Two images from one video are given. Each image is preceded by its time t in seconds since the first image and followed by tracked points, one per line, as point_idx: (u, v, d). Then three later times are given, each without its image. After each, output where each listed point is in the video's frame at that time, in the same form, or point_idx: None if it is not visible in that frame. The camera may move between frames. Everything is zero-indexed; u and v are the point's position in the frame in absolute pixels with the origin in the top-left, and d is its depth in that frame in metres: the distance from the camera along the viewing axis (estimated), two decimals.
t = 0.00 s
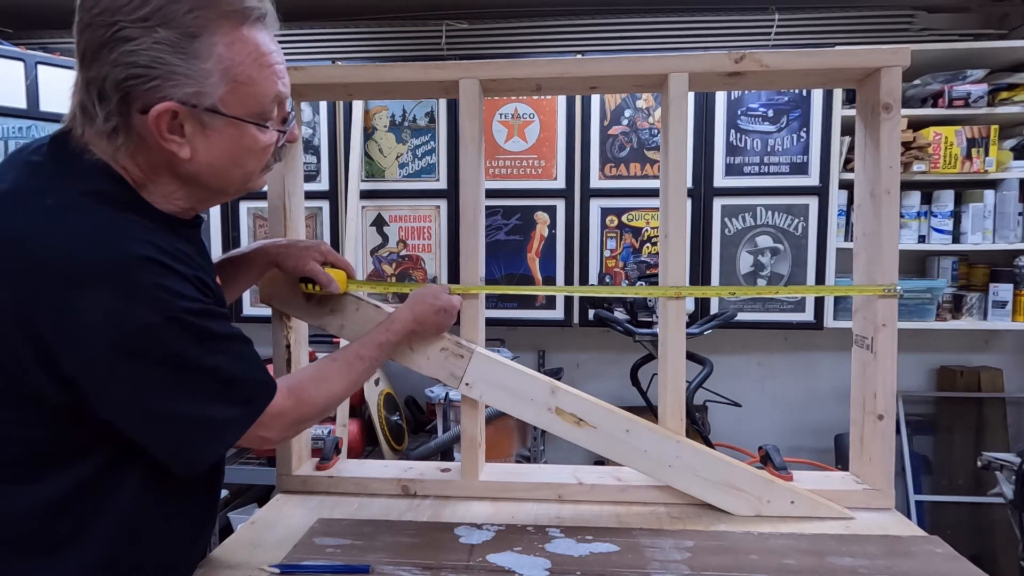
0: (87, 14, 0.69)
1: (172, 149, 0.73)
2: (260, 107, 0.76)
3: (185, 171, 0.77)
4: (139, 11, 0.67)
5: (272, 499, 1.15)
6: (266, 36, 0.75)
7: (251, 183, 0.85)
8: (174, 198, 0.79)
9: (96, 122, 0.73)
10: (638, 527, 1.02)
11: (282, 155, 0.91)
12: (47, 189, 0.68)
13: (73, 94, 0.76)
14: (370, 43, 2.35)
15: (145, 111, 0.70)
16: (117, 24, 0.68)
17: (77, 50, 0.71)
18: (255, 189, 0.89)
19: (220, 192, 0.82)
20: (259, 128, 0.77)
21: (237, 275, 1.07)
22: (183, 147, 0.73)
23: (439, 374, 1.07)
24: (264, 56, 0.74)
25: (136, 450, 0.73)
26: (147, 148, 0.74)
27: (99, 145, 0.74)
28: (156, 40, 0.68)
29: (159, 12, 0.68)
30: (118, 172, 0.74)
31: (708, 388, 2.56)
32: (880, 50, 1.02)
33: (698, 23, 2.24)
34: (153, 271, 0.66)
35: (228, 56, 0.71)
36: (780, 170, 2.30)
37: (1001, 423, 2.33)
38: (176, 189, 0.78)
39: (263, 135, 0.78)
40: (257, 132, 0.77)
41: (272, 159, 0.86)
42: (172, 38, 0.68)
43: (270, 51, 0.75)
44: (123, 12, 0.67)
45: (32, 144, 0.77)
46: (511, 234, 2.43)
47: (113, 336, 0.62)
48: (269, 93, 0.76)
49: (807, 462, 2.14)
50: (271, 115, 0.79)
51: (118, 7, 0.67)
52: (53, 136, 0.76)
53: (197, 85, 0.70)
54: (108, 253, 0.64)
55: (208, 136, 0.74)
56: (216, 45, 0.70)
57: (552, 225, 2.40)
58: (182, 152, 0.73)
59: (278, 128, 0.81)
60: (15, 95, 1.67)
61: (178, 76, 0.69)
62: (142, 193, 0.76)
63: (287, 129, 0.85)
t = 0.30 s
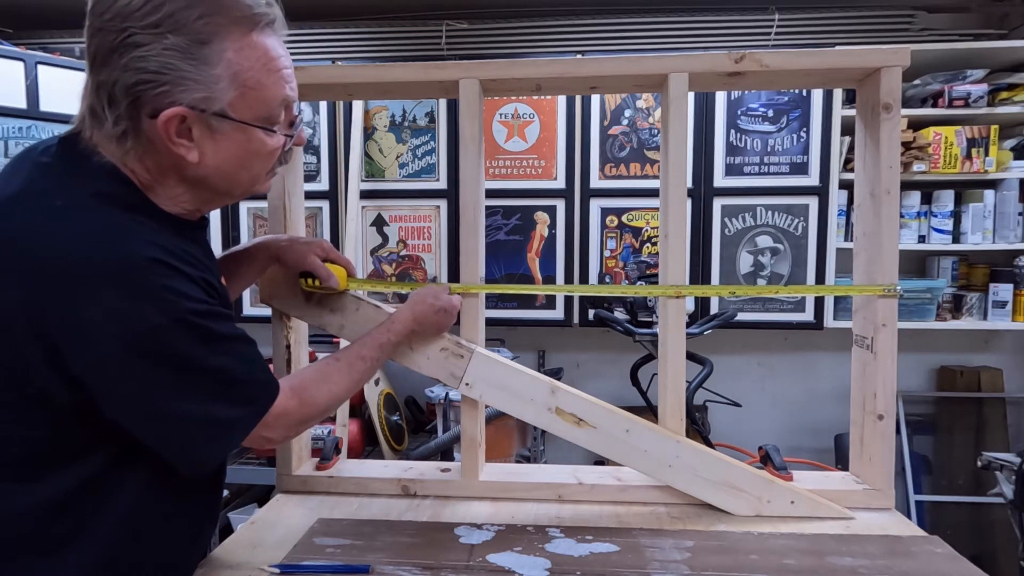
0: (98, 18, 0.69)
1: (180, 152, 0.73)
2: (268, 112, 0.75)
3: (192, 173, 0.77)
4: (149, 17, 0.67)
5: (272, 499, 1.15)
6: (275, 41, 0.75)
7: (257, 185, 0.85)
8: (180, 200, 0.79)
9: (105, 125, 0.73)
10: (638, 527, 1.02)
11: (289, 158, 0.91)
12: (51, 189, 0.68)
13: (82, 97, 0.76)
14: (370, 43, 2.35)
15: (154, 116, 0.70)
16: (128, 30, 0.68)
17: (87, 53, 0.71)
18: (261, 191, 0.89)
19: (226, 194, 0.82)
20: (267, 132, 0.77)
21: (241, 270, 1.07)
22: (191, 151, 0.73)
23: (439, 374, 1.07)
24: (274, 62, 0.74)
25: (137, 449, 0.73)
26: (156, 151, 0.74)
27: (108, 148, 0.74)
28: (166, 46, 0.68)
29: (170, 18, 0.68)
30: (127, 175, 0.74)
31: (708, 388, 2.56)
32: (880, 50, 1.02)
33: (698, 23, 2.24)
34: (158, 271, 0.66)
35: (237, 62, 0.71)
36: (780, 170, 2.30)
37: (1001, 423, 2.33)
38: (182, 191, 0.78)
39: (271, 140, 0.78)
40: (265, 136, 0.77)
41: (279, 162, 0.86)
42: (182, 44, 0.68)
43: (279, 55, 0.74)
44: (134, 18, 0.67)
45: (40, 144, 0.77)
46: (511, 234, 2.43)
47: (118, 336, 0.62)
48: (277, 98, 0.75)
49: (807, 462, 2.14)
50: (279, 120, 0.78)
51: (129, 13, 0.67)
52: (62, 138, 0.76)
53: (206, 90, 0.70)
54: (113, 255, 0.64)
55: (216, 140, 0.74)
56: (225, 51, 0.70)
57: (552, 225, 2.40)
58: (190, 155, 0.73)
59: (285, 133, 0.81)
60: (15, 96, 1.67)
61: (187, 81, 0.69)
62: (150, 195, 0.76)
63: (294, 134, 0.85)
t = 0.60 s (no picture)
0: (103, 24, 0.68)
1: (186, 157, 0.73)
2: (273, 117, 0.76)
3: (197, 177, 0.77)
4: (155, 24, 0.67)
5: (272, 499, 1.15)
6: (280, 45, 0.75)
7: (262, 188, 0.86)
8: (185, 203, 0.79)
9: (110, 129, 0.73)
10: (638, 527, 1.02)
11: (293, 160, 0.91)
12: (55, 191, 0.68)
13: (87, 100, 0.75)
14: (370, 43, 2.35)
15: (160, 121, 0.70)
16: (133, 37, 0.67)
17: (92, 58, 0.71)
18: (264, 194, 0.90)
19: (231, 197, 0.83)
20: (271, 136, 0.77)
21: (241, 270, 1.06)
22: (197, 156, 0.73)
23: (439, 374, 1.07)
24: (279, 68, 0.74)
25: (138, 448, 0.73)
26: (162, 156, 0.74)
27: (114, 152, 0.74)
28: (172, 54, 0.67)
29: (176, 25, 0.67)
30: (133, 179, 0.74)
31: (708, 388, 2.56)
32: (880, 50, 1.02)
33: (698, 23, 2.24)
34: (162, 273, 0.66)
35: (242, 68, 0.71)
36: (780, 170, 2.30)
37: (1001, 423, 2.33)
38: (188, 195, 0.79)
39: (275, 144, 0.78)
40: (269, 141, 0.77)
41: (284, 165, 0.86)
42: (187, 52, 0.68)
43: (284, 60, 0.75)
44: (139, 25, 0.67)
45: (45, 146, 0.77)
46: (511, 234, 2.43)
47: (122, 337, 0.62)
48: (282, 103, 0.76)
49: (807, 462, 2.14)
50: (284, 124, 0.79)
51: (135, 20, 0.67)
52: (66, 141, 0.76)
53: (212, 97, 0.70)
54: (117, 256, 0.64)
55: (222, 145, 0.74)
56: (231, 57, 0.70)
57: (552, 225, 2.40)
58: (195, 160, 0.73)
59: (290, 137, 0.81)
60: (15, 96, 1.67)
61: (193, 88, 0.68)
62: (156, 199, 0.76)
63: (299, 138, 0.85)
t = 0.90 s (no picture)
0: (105, 26, 0.68)
1: (187, 160, 0.73)
2: (274, 120, 0.76)
3: (199, 180, 0.77)
4: (157, 28, 0.67)
5: (272, 499, 1.15)
6: (282, 49, 0.75)
7: (264, 190, 0.86)
8: (187, 205, 0.79)
9: (112, 131, 0.73)
10: (638, 527, 1.02)
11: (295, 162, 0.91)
12: (57, 191, 0.68)
13: (89, 101, 0.75)
14: (370, 43, 2.35)
15: (161, 124, 0.70)
16: (135, 40, 0.67)
17: (95, 60, 0.70)
18: (266, 195, 0.90)
19: (232, 198, 0.83)
20: (273, 140, 0.77)
21: (241, 270, 1.06)
22: (198, 159, 0.73)
23: (439, 374, 1.07)
24: (280, 71, 0.74)
25: (139, 448, 0.72)
26: (163, 159, 0.74)
27: (115, 154, 0.73)
28: (174, 58, 0.67)
29: (178, 29, 0.67)
30: (135, 181, 0.74)
31: (708, 388, 2.56)
32: (880, 50, 1.02)
33: (698, 23, 2.23)
34: (165, 273, 0.66)
35: (244, 72, 0.71)
36: (780, 170, 2.30)
37: (1001, 423, 2.33)
38: (189, 197, 0.79)
39: (277, 147, 0.78)
40: (271, 144, 0.77)
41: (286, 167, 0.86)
42: (189, 56, 0.68)
43: (286, 64, 0.75)
44: (141, 28, 0.67)
45: (48, 146, 0.77)
46: (511, 234, 2.43)
47: (124, 338, 0.63)
48: (284, 106, 0.76)
49: (807, 462, 2.14)
50: (285, 127, 0.79)
51: (137, 23, 0.67)
52: (68, 142, 0.75)
53: (213, 101, 0.70)
54: (119, 256, 0.64)
55: (223, 149, 0.74)
56: (233, 61, 0.70)
57: (552, 225, 2.40)
58: (196, 163, 0.73)
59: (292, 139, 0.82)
60: (15, 96, 1.67)
61: (194, 92, 0.68)
62: (158, 201, 0.77)
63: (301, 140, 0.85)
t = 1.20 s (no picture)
0: (106, 27, 0.68)
1: (187, 160, 0.73)
2: (275, 121, 0.76)
3: (199, 180, 0.77)
4: (158, 28, 0.67)
5: (272, 499, 1.15)
6: (283, 49, 0.75)
7: (264, 191, 0.86)
8: (187, 205, 0.79)
9: (112, 131, 0.73)
10: (638, 527, 1.02)
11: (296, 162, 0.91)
12: (58, 192, 0.68)
13: (89, 101, 0.75)
14: (370, 43, 2.35)
15: (161, 124, 0.70)
16: (136, 41, 0.67)
17: (96, 60, 0.70)
18: (266, 195, 0.90)
19: (232, 199, 0.83)
20: (274, 140, 0.77)
21: (241, 270, 1.06)
22: (198, 159, 0.73)
23: (439, 374, 1.07)
24: (281, 72, 0.74)
25: (139, 448, 0.72)
26: (164, 159, 0.74)
27: (115, 154, 0.73)
28: (174, 58, 0.67)
29: (179, 29, 0.67)
30: (135, 181, 0.74)
31: (708, 388, 2.56)
32: (880, 50, 1.02)
33: (698, 23, 2.24)
34: (164, 274, 0.66)
35: (245, 73, 0.71)
36: (780, 170, 2.30)
37: (1001, 422, 2.33)
38: (189, 197, 0.79)
39: (277, 147, 0.78)
40: (272, 145, 0.77)
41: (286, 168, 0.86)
42: (190, 56, 0.68)
43: (287, 64, 0.75)
44: (142, 29, 0.67)
45: (48, 146, 0.77)
46: (511, 234, 2.43)
47: (125, 338, 0.63)
48: (285, 107, 0.76)
49: (807, 462, 2.14)
50: (286, 128, 0.79)
51: (138, 24, 0.67)
52: (68, 143, 0.75)
53: (213, 101, 0.70)
54: (120, 257, 0.64)
55: (224, 149, 0.74)
56: (234, 62, 0.70)
57: (552, 225, 2.40)
58: (197, 164, 0.74)
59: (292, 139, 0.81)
60: (15, 96, 1.67)
61: (195, 92, 0.68)
62: (158, 201, 0.77)
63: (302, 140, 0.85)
